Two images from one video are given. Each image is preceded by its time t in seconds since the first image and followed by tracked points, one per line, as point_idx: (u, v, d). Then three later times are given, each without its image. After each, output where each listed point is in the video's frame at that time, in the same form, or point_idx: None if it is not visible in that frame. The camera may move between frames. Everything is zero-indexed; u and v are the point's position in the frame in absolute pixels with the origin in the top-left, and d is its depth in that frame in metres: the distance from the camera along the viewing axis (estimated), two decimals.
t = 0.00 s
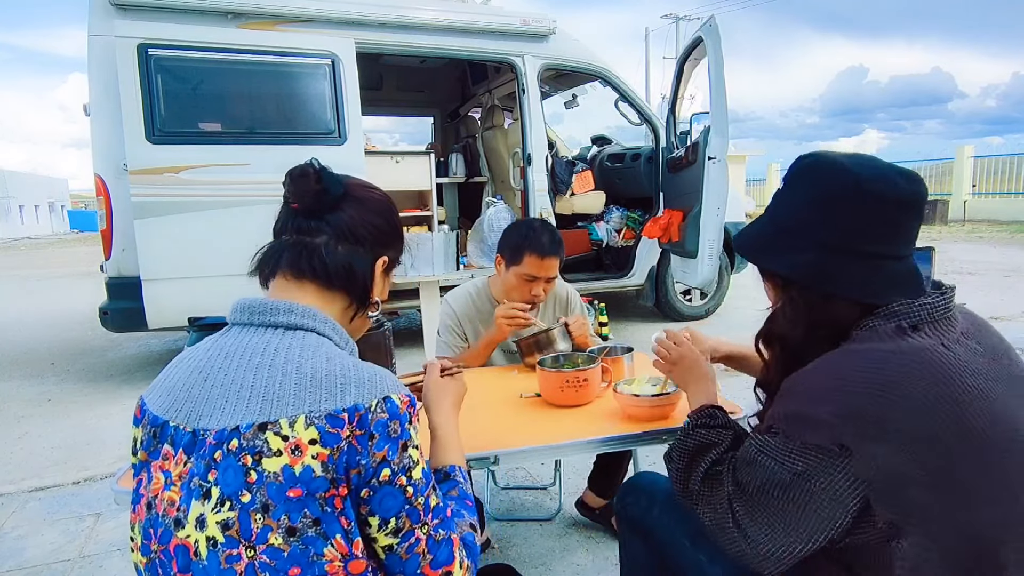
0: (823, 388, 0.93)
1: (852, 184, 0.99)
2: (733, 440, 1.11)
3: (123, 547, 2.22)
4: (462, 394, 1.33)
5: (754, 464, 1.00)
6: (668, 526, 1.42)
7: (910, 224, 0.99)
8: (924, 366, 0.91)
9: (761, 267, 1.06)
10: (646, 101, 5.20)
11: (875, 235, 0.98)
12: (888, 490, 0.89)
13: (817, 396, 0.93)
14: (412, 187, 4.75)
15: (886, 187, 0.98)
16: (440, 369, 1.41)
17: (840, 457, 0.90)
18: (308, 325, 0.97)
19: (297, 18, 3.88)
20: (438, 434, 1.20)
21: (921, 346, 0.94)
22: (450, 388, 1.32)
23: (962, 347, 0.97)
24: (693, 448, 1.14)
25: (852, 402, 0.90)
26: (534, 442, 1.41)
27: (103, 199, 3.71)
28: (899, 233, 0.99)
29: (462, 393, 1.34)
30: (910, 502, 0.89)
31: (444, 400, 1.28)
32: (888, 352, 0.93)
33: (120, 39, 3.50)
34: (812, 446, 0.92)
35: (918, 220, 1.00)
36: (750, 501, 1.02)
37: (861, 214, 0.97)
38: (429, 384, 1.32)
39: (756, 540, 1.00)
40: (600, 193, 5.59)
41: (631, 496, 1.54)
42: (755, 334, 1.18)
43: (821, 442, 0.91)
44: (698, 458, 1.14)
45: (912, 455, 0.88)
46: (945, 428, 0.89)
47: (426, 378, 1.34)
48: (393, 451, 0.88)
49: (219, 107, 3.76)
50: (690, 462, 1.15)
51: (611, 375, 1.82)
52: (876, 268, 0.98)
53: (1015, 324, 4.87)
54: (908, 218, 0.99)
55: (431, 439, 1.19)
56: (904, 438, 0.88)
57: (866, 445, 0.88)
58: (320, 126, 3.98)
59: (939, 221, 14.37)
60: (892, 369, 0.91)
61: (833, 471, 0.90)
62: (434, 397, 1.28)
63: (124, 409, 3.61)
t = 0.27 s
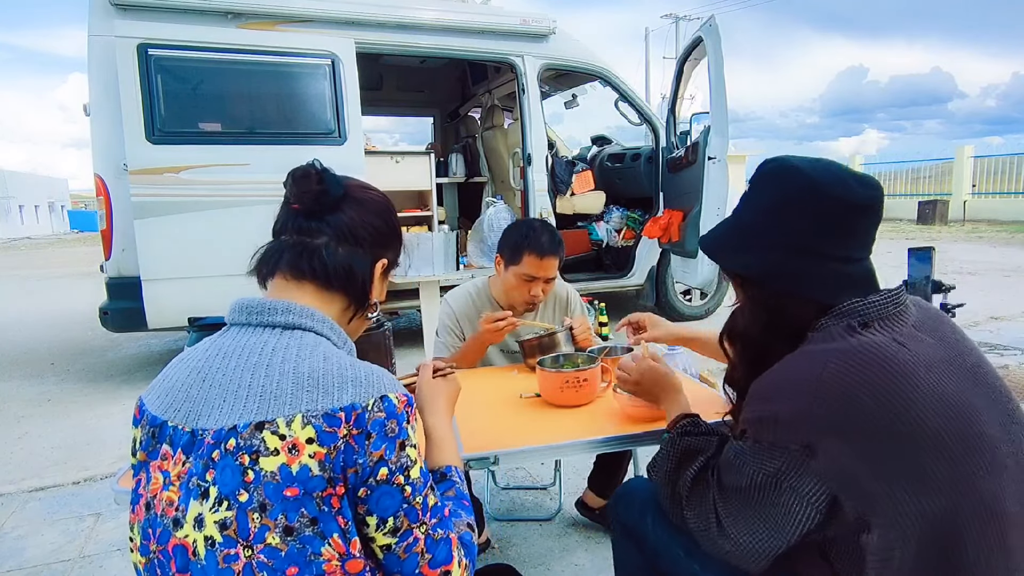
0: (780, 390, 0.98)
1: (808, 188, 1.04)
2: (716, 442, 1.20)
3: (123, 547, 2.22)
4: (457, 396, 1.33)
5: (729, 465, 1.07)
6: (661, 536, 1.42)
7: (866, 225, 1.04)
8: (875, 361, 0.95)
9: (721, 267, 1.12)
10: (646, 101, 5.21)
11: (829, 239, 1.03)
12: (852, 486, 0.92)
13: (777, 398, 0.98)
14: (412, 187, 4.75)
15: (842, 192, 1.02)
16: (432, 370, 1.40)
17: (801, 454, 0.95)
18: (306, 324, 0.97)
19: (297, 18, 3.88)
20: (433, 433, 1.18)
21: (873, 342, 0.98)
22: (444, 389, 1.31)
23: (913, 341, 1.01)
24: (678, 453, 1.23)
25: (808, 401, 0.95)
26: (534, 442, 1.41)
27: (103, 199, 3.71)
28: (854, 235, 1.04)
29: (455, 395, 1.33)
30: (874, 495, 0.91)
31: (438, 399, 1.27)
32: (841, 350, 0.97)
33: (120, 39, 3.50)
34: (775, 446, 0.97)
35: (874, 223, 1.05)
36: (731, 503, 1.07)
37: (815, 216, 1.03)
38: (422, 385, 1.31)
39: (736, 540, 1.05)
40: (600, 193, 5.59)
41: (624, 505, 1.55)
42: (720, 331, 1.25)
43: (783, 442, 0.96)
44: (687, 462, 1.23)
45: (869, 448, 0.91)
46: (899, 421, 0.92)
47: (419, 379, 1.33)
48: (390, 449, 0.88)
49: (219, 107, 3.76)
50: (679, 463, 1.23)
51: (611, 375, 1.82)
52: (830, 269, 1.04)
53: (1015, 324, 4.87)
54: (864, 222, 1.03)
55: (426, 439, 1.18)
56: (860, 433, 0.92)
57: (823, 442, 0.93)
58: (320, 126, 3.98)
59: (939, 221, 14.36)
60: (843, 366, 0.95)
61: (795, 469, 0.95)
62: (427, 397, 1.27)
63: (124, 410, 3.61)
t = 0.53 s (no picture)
0: (769, 381, 0.98)
1: (771, 184, 1.06)
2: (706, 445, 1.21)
3: (123, 547, 2.22)
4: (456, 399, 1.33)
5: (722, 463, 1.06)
6: (653, 541, 1.41)
7: (833, 219, 1.06)
8: (858, 348, 0.97)
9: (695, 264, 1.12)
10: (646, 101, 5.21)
11: (799, 232, 1.04)
12: (844, 472, 0.92)
13: (766, 389, 0.98)
14: (412, 187, 4.75)
15: (806, 186, 1.05)
16: (437, 372, 1.41)
17: (793, 444, 0.95)
18: (306, 324, 0.97)
19: (297, 18, 3.88)
20: (432, 436, 1.19)
21: (855, 331, 1.00)
22: (444, 392, 1.32)
23: (892, 330, 1.03)
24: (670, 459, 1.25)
25: (796, 390, 0.95)
26: (534, 442, 1.41)
27: (103, 200, 3.71)
28: (822, 229, 1.05)
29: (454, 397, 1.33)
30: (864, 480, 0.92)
31: (437, 402, 1.28)
32: (826, 339, 0.98)
33: (120, 39, 3.50)
34: (767, 438, 0.97)
35: (840, 217, 1.06)
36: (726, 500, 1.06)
37: (781, 210, 1.04)
38: (422, 390, 1.33)
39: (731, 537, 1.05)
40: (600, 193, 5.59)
41: (619, 512, 1.55)
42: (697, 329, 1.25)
43: (775, 432, 0.96)
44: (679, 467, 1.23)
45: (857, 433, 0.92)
46: (883, 405, 0.93)
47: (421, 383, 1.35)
48: (391, 449, 0.88)
49: (219, 107, 3.76)
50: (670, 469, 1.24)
51: (611, 375, 1.82)
52: (801, 262, 1.05)
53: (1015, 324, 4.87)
54: (830, 215, 1.05)
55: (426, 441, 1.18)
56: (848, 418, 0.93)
57: (814, 429, 0.93)
58: (320, 126, 3.99)
59: (939, 221, 14.36)
60: (830, 354, 0.96)
61: (789, 460, 0.95)
62: (428, 402, 1.28)
63: (124, 410, 3.61)
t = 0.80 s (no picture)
0: (768, 358, 1.00)
1: (765, 178, 1.07)
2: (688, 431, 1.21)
3: (124, 547, 2.22)
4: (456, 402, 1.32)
5: (711, 437, 1.08)
6: (654, 540, 1.43)
7: (829, 212, 1.06)
8: (859, 333, 0.97)
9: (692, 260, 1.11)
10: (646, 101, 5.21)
11: (794, 226, 1.04)
12: (833, 454, 0.94)
13: (762, 367, 1.00)
14: (412, 187, 4.75)
15: (799, 180, 1.05)
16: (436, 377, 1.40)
17: (786, 419, 0.97)
18: (306, 324, 0.97)
19: (297, 18, 3.88)
20: (430, 438, 1.19)
21: (859, 317, 1.00)
22: (442, 395, 1.32)
23: (896, 320, 1.03)
24: (648, 453, 1.24)
25: (793, 370, 0.97)
26: (534, 442, 1.41)
27: (103, 200, 3.71)
28: (818, 222, 1.05)
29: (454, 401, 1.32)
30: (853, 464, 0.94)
31: (437, 405, 1.28)
32: (828, 321, 0.99)
33: (120, 39, 3.50)
34: (757, 413, 0.99)
35: (834, 209, 1.07)
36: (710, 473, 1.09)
37: (775, 204, 1.05)
38: (421, 394, 1.32)
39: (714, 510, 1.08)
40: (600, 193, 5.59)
41: (620, 511, 1.55)
42: (693, 325, 1.25)
43: (770, 405, 0.98)
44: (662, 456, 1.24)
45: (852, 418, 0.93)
46: (881, 391, 0.94)
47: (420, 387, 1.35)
48: (391, 449, 0.88)
49: (219, 107, 3.76)
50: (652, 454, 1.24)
51: (611, 375, 1.82)
52: (796, 255, 1.05)
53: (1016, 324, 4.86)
54: (824, 208, 1.05)
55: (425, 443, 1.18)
56: (843, 402, 0.93)
57: (808, 408, 0.95)
58: (320, 126, 3.99)
59: (939, 221, 14.36)
60: (830, 337, 0.97)
61: (778, 436, 0.97)
62: (427, 405, 1.28)
63: (124, 410, 3.61)
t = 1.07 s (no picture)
0: (780, 335, 0.99)
1: (767, 168, 1.06)
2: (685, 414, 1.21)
3: (124, 547, 2.22)
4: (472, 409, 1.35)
5: (709, 412, 1.04)
6: (656, 539, 1.45)
7: (831, 200, 1.06)
8: (871, 318, 0.98)
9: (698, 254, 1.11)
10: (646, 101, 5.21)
11: (799, 215, 1.04)
12: (838, 432, 0.93)
13: (772, 342, 0.99)
14: (412, 187, 4.75)
15: (803, 170, 1.05)
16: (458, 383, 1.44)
17: (794, 395, 0.95)
18: (308, 325, 0.97)
19: (297, 18, 3.88)
20: (445, 441, 1.22)
21: (870, 304, 1.01)
22: (460, 399, 1.35)
23: (904, 312, 1.04)
24: (649, 425, 1.23)
25: (804, 346, 0.96)
26: (534, 442, 1.41)
27: (103, 200, 3.71)
28: (820, 211, 1.05)
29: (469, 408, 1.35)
30: (857, 444, 0.93)
31: (455, 410, 1.31)
32: (841, 304, 1.00)
33: (119, 39, 3.50)
34: (764, 387, 0.97)
35: (837, 197, 1.07)
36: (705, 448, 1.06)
37: (777, 195, 1.04)
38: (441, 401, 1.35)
39: (707, 489, 1.04)
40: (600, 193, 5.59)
41: (621, 509, 1.55)
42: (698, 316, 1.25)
43: (779, 381, 0.95)
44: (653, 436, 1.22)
45: (861, 399, 0.93)
46: (889, 375, 0.95)
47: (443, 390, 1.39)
48: (391, 450, 0.88)
49: (219, 107, 3.76)
50: (645, 433, 1.23)
51: (611, 375, 1.82)
52: (802, 244, 1.05)
53: (1015, 324, 4.86)
54: (826, 197, 1.05)
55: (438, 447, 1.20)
56: (853, 383, 0.94)
57: (819, 384, 0.94)
58: (320, 126, 3.99)
59: (939, 221, 14.35)
60: (843, 319, 0.97)
61: (783, 411, 0.95)
62: (444, 408, 1.31)
63: (124, 410, 3.61)
